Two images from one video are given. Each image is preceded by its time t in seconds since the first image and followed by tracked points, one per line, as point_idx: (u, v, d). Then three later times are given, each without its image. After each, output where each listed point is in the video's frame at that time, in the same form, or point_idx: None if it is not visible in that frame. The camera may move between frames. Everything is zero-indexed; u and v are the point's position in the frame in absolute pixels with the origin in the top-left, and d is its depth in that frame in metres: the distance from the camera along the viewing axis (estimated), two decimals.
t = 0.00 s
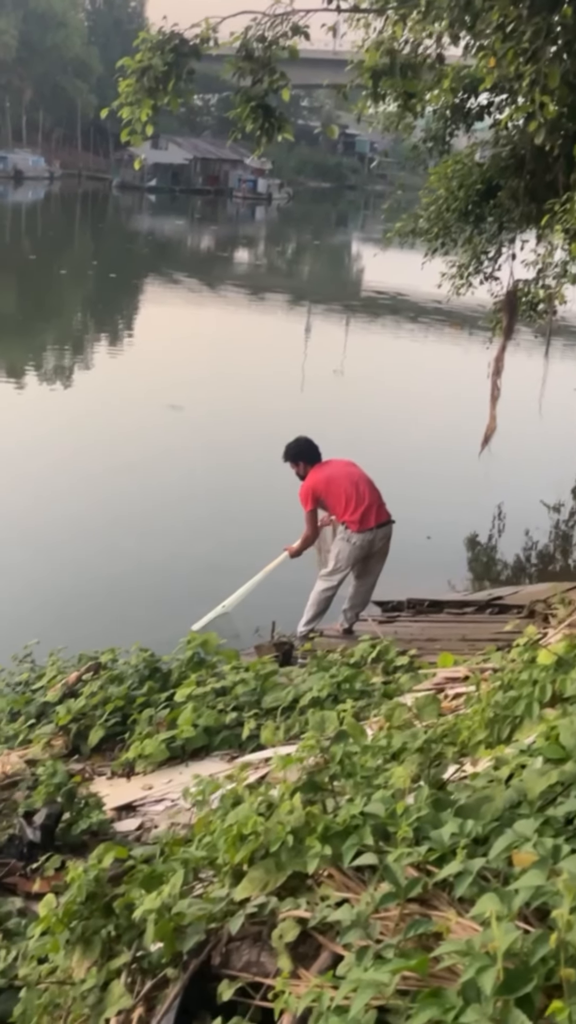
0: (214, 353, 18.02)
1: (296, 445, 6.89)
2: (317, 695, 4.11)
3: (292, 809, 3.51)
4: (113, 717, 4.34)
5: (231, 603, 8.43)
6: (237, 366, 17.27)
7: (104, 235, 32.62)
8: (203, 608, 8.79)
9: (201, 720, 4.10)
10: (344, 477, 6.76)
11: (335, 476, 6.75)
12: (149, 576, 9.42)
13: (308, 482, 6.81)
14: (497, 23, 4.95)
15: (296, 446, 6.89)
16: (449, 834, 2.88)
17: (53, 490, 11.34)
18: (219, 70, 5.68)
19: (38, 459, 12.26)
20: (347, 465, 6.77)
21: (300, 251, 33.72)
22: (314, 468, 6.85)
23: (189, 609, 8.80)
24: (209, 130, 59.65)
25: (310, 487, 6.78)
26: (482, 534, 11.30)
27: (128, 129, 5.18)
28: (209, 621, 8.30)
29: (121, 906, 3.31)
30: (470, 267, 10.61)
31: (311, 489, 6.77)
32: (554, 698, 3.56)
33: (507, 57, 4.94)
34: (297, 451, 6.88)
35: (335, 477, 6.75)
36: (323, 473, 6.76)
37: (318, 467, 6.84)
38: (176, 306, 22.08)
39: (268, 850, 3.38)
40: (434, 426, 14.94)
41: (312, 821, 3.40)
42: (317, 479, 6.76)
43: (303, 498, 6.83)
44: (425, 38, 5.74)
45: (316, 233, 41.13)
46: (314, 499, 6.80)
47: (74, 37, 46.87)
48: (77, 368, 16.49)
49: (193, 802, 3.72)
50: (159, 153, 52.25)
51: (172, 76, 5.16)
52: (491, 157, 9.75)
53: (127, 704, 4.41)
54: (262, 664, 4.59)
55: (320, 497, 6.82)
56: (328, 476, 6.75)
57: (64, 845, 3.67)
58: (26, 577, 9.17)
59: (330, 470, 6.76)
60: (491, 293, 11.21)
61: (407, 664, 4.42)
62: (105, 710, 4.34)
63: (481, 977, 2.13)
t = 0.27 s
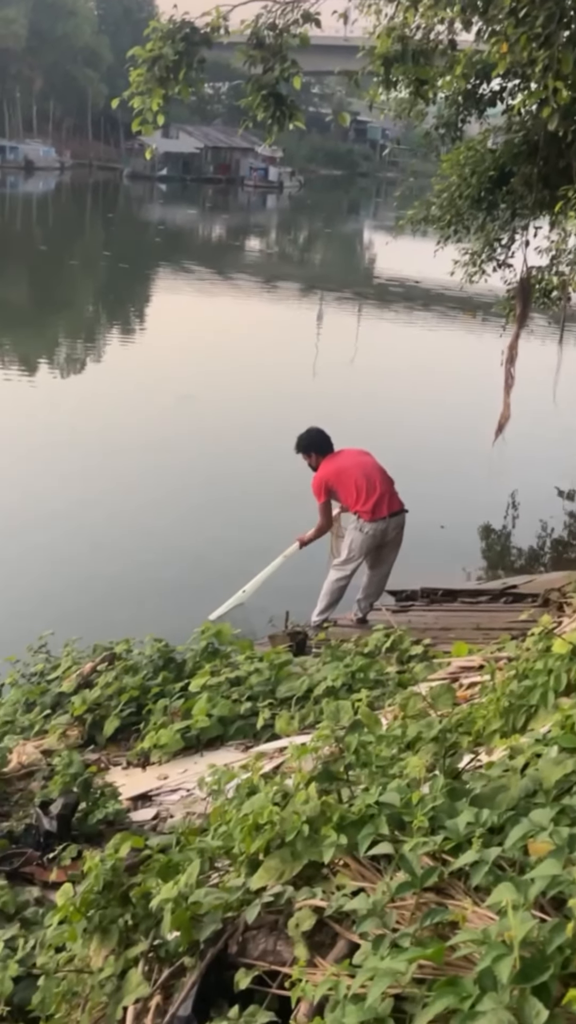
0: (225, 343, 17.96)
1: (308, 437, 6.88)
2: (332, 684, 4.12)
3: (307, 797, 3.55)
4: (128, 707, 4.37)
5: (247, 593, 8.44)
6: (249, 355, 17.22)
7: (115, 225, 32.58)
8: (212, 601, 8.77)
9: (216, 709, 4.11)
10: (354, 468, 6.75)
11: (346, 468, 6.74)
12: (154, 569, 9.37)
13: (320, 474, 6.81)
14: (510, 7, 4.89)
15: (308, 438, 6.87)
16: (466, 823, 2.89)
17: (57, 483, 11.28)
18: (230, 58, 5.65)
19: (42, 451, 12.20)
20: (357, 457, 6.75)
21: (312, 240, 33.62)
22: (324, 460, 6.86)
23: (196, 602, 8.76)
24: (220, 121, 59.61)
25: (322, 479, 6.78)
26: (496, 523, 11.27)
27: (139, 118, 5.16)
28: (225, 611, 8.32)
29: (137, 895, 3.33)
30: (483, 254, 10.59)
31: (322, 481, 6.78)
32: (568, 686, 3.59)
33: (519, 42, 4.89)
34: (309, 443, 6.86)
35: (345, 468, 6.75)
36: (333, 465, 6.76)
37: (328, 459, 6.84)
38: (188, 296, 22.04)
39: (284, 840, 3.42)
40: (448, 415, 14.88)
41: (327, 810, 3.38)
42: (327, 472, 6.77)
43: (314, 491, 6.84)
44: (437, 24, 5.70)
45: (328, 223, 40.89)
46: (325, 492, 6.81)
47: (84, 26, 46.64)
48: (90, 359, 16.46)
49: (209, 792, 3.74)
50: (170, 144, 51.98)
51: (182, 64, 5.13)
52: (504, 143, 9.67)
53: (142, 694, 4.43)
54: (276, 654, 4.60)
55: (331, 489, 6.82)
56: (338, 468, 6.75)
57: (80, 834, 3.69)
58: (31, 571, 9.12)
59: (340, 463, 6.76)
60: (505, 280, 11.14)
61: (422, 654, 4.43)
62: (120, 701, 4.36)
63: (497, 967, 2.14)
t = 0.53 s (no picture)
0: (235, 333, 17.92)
1: (315, 432, 6.85)
2: (343, 675, 4.14)
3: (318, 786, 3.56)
4: (140, 697, 4.40)
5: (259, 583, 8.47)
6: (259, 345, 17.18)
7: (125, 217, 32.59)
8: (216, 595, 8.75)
9: (227, 700, 4.13)
10: (361, 461, 6.74)
11: (353, 462, 6.73)
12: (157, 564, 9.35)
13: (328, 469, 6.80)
14: None
15: (316, 433, 6.84)
16: (476, 814, 2.90)
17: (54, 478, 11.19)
18: (238, 47, 5.63)
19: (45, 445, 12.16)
20: (364, 450, 6.74)
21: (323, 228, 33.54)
22: (331, 455, 6.84)
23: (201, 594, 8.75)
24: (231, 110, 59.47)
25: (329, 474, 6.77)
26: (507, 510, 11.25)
27: (147, 109, 5.16)
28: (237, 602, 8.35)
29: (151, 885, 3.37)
30: (493, 242, 10.57)
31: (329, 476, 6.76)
32: None
33: (529, 28, 4.86)
34: (318, 438, 6.84)
35: (352, 462, 6.74)
36: (339, 460, 6.76)
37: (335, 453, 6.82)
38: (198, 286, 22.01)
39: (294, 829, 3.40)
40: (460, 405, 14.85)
41: (339, 801, 3.40)
42: (333, 466, 6.77)
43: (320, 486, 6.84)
44: (447, 11, 5.67)
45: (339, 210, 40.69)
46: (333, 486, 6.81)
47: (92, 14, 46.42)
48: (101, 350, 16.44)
49: (220, 782, 3.77)
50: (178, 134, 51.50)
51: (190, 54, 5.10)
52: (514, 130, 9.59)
53: (154, 685, 4.46)
54: (287, 644, 4.61)
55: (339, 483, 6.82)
56: (345, 462, 6.75)
57: (94, 824, 3.72)
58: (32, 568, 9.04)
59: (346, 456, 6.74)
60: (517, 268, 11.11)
61: (433, 643, 4.44)
62: (132, 692, 4.39)
63: (508, 956, 2.15)
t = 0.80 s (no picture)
0: (238, 312, 17.60)
1: (323, 417, 6.61)
2: (354, 674, 3.92)
3: (328, 795, 3.37)
4: (138, 699, 4.17)
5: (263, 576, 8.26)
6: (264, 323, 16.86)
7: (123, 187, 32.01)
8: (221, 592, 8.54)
9: (231, 702, 3.92)
10: (370, 449, 6.50)
11: (362, 449, 6.50)
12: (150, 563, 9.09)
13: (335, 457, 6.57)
14: None
15: (324, 419, 6.61)
16: (495, 822, 2.72)
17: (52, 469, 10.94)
18: (238, 6, 5.35)
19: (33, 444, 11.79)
20: (374, 437, 6.49)
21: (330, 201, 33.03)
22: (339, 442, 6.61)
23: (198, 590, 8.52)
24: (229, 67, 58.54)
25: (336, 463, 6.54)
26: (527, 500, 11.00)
27: (142, 71, 4.88)
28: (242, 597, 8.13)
29: (150, 898, 3.17)
30: (513, 212, 10.26)
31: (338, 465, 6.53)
32: None
33: None
34: (326, 424, 6.60)
35: (361, 449, 6.50)
36: (348, 447, 6.52)
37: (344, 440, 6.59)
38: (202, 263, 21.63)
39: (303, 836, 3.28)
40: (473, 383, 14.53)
41: (349, 808, 3.24)
42: (341, 455, 6.53)
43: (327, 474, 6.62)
44: None
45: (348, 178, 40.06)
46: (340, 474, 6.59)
47: None
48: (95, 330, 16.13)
49: (223, 789, 3.56)
50: (178, 97, 50.02)
51: (188, 13, 4.82)
52: (534, 92, 9.22)
53: (153, 685, 4.24)
54: (295, 641, 4.40)
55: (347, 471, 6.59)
56: (353, 449, 6.51)
57: (89, 834, 3.50)
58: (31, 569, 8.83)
59: (354, 444, 6.51)
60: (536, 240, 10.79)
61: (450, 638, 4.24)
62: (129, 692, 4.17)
63: (529, 973, 1.93)
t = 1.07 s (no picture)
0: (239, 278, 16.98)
1: (333, 395, 6.15)
2: (366, 691, 3.53)
3: (339, 830, 2.99)
4: (122, 719, 3.75)
5: (267, 579, 7.87)
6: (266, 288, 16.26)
7: (113, 138, 31.06)
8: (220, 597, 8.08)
9: (228, 722, 3.54)
10: (387, 432, 6.05)
11: (377, 430, 6.05)
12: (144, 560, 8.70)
13: (344, 437, 6.15)
14: None
15: (333, 397, 6.15)
16: (529, 859, 2.73)
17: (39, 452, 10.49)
18: None
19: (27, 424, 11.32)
20: (392, 418, 6.03)
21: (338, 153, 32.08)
22: (351, 421, 6.16)
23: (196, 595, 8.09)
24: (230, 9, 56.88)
25: (349, 444, 6.12)
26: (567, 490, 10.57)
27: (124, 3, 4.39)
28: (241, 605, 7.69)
29: (137, 945, 2.85)
30: (547, 162, 9.12)
31: (349, 447, 6.11)
32: None
33: None
34: (335, 402, 6.14)
35: (378, 430, 6.05)
36: (363, 427, 6.08)
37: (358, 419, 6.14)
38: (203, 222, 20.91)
39: (312, 877, 2.89)
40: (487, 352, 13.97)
41: (363, 842, 2.94)
42: (355, 435, 6.09)
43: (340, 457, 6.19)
44: None
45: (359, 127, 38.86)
46: (353, 457, 6.15)
47: None
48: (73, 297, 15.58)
49: (220, 822, 3.17)
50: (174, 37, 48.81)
51: None
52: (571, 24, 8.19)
53: (140, 703, 3.83)
54: (299, 654, 4.03)
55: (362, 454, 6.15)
56: (369, 430, 6.07)
57: (68, 872, 3.09)
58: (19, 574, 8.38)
59: (370, 423, 6.06)
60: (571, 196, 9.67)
61: (478, 648, 3.90)
62: (113, 711, 3.75)
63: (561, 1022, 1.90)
